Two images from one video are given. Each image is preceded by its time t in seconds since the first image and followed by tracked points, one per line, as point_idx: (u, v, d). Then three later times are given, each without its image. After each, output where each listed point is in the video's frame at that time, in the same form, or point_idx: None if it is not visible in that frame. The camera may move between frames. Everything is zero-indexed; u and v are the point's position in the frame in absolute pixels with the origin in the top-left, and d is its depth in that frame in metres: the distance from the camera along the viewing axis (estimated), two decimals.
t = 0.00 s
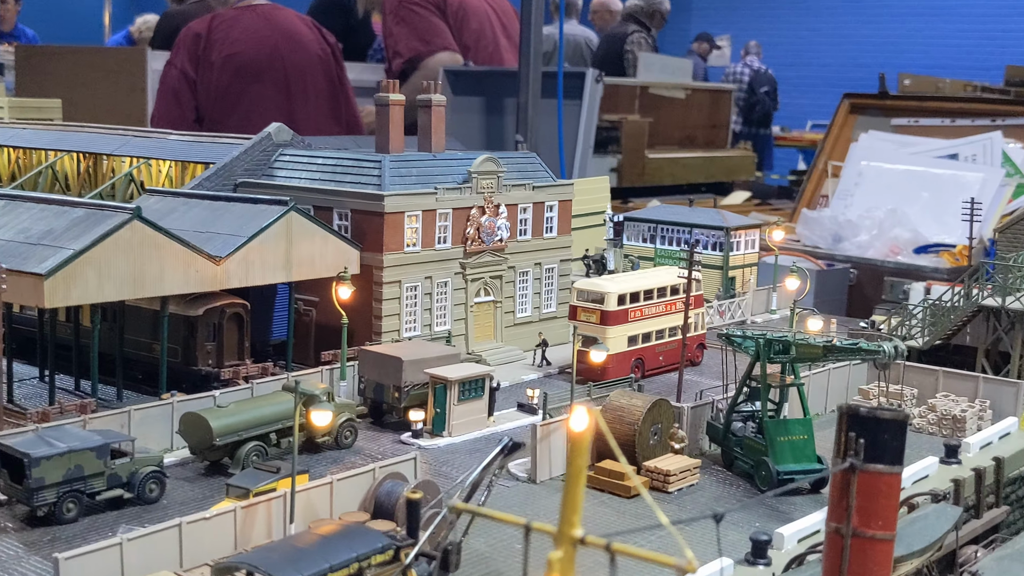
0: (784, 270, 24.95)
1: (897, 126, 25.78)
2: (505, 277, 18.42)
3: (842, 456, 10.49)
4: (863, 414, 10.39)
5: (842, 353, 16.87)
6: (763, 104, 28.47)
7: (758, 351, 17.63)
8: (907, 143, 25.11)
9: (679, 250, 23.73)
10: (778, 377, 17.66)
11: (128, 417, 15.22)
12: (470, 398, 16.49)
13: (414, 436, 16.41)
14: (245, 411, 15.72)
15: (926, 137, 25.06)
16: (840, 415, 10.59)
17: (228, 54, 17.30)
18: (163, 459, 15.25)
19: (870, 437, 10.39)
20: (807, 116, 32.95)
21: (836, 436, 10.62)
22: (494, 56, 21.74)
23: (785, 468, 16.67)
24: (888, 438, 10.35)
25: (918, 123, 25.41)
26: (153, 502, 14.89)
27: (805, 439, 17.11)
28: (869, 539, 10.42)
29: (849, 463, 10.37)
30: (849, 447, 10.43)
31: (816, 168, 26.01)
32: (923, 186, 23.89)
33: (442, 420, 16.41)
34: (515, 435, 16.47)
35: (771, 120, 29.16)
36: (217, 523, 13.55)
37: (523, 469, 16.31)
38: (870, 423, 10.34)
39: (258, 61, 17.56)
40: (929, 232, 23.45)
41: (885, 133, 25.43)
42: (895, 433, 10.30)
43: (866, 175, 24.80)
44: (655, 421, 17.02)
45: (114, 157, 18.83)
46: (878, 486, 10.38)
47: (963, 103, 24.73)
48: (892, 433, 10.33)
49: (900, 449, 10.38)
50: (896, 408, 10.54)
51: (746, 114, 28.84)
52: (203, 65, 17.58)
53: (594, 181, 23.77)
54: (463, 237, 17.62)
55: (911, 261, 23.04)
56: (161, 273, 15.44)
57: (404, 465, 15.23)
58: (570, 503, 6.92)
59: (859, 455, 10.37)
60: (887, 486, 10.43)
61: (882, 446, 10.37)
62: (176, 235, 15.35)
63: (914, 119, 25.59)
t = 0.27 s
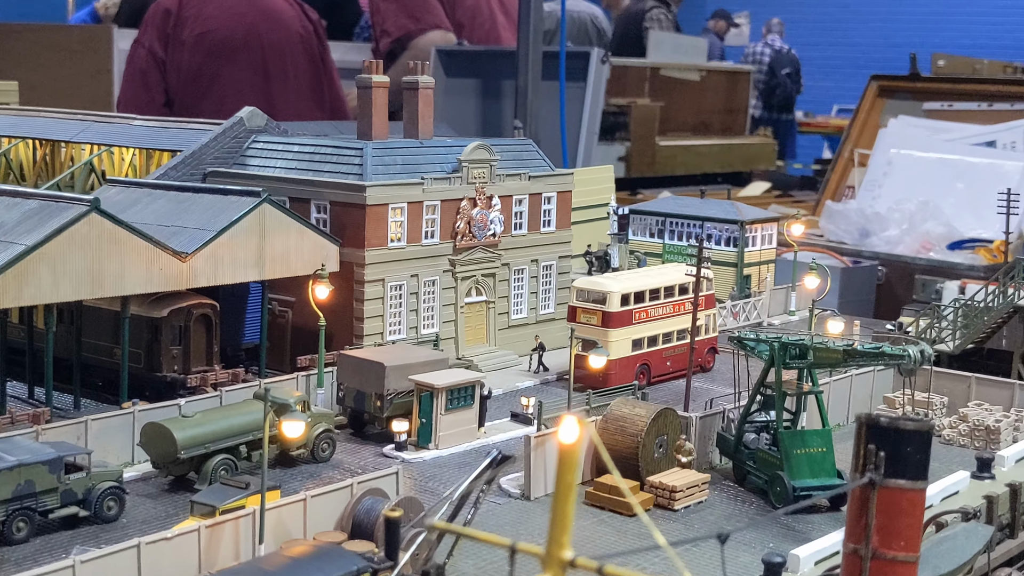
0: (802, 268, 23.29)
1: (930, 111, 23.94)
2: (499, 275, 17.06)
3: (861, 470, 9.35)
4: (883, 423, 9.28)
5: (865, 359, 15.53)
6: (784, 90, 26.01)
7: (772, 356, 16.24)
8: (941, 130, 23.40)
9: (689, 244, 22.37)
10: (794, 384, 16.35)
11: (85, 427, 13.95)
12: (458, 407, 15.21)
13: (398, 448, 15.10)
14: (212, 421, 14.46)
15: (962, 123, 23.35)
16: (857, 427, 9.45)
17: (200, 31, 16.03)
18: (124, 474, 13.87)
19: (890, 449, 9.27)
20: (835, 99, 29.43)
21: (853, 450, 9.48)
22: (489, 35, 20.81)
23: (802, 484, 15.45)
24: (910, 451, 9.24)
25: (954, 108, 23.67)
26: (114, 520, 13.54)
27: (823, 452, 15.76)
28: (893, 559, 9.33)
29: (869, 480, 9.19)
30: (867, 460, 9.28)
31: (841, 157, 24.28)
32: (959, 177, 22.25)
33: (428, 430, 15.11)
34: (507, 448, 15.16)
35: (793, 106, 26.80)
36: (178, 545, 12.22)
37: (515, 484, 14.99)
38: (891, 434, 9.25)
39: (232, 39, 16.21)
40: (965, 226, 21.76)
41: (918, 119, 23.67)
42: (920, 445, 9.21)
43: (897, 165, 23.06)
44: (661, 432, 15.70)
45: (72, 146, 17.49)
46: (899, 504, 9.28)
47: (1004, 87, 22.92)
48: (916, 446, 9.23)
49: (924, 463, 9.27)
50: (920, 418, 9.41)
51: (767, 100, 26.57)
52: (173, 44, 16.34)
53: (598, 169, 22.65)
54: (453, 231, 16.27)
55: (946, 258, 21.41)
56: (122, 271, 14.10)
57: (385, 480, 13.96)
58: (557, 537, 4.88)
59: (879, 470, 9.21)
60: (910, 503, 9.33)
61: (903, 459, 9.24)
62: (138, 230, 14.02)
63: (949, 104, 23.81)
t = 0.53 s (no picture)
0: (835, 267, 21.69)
1: (978, 90, 22.01)
2: (494, 274, 15.89)
3: (893, 496, 8.99)
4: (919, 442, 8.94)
5: (903, 371, 13.64)
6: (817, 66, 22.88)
7: (797, 366, 14.42)
8: (990, 110, 21.40)
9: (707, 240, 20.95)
10: (823, 397, 14.61)
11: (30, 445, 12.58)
12: (447, 423, 13.63)
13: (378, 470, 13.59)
14: (170, 440, 12.96)
15: (1014, 103, 21.36)
16: (891, 447, 9.12)
17: None
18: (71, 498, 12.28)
19: (925, 471, 8.89)
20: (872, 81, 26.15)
21: (886, 471, 9.12)
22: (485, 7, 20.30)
23: (831, 509, 13.77)
24: (949, 472, 8.88)
25: (1005, 87, 21.67)
26: (60, 550, 11.97)
27: (856, 474, 14.05)
28: None
29: (903, 504, 8.83)
30: (901, 483, 8.93)
31: (881, 142, 22.35)
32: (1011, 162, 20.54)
33: (413, 449, 13.57)
34: (501, 469, 13.66)
35: (828, 85, 23.75)
36: None
37: (509, 509, 13.41)
38: (927, 454, 8.89)
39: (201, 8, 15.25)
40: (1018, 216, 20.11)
41: (966, 100, 21.68)
42: (961, 468, 8.86)
43: (943, 149, 21.15)
44: (672, 452, 14.09)
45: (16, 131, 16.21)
46: (936, 532, 8.85)
47: None
48: (955, 468, 8.88)
49: (964, 487, 8.88)
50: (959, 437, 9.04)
51: (798, 78, 23.60)
52: (134, 16, 15.21)
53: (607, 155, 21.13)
54: (443, 225, 15.13)
55: (996, 254, 19.84)
56: (68, 270, 12.45)
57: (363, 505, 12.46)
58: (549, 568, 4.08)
59: (914, 495, 8.86)
60: (949, 531, 8.90)
61: (941, 481, 8.87)
62: (87, 224, 12.45)
63: (999, 83, 21.79)
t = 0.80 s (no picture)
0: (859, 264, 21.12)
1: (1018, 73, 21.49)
2: (489, 273, 15.86)
3: (920, 513, 9.32)
4: (949, 459, 9.22)
5: (935, 377, 12.32)
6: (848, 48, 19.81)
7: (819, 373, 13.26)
8: None
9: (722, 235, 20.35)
10: (846, 406, 13.45)
11: None
12: (438, 435, 12.74)
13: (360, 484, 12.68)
14: (135, 453, 11.97)
15: None
16: (918, 462, 9.43)
17: None
18: (28, 517, 11.23)
19: (956, 488, 9.19)
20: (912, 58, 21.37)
21: (913, 488, 9.43)
22: None
23: (856, 528, 12.59)
24: (980, 490, 9.17)
25: None
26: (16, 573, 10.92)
27: (882, 489, 12.91)
28: None
29: (928, 522, 9.19)
30: (930, 501, 9.24)
31: (915, 130, 21.63)
32: None
33: (402, 463, 12.63)
34: (495, 484, 12.81)
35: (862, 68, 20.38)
36: None
37: (503, 528, 12.27)
38: (957, 470, 9.16)
39: None
40: None
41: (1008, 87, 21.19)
42: (991, 484, 9.13)
43: (983, 139, 21.04)
44: (683, 466, 13.02)
45: None
46: (966, 552, 9.15)
47: None
48: (984, 484, 9.16)
49: (995, 503, 9.19)
50: (991, 453, 9.33)
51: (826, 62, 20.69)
52: None
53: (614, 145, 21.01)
54: (434, 220, 15.11)
55: None
56: (28, 269, 11.88)
57: (344, 523, 11.42)
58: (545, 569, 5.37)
59: (941, 513, 9.19)
60: (979, 554, 9.18)
61: (973, 499, 9.18)
62: (47, 218, 11.91)
63: None
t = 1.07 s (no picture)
0: (870, 264, 21.68)
1: None
2: (487, 274, 17.23)
3: (927, 523, 8.14)
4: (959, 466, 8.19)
5: (944, 383, 12.18)
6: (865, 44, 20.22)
7: (825, 378, 13.05)
8: None
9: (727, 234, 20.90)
10: (853, 412, 13.31)
11: None
12: (433, 441, 13.16)
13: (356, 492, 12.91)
14: (117, 459, 11.66)
15: None
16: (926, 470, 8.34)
17: None
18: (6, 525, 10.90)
19: (966, 496, 8.14)
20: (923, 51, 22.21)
21: (919, 497, 8.30)
22: None
23: (864, 538, 12.49)
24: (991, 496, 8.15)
25: None
26: None
27: (890, 498, 12.76)
28: None
29: (938, 532, 8.01)
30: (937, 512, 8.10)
31: (928, 126, 21.85)
32: None
33: (395, 471, 13.01)
34: (489, 493, 13.19)
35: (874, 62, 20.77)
36: None
37: (500, 538, 12.09)
38: (966, 477, 8.16)
39: None
40: None
41: None
42: (1002, 492, 8.13)
43: (999, 135, 21.05)
44: (685, 474, 12.91)
45: None
46: (976, 563, 8.01)
47: None
48: (996, 492, 8.16)
49: (1006, 511, 8.11)
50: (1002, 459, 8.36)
51: (841, 55, 20.54)
52: None
53: (618, 142, 21.36)
54: (431, 220, 16.41)
55: None
56: (11, 270, 12.78)
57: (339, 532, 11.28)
58: None
59: (950, 521, 8.04)
60: (990, 566, 8.03)
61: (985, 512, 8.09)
62: (28, 218, 12.75)
63: None
